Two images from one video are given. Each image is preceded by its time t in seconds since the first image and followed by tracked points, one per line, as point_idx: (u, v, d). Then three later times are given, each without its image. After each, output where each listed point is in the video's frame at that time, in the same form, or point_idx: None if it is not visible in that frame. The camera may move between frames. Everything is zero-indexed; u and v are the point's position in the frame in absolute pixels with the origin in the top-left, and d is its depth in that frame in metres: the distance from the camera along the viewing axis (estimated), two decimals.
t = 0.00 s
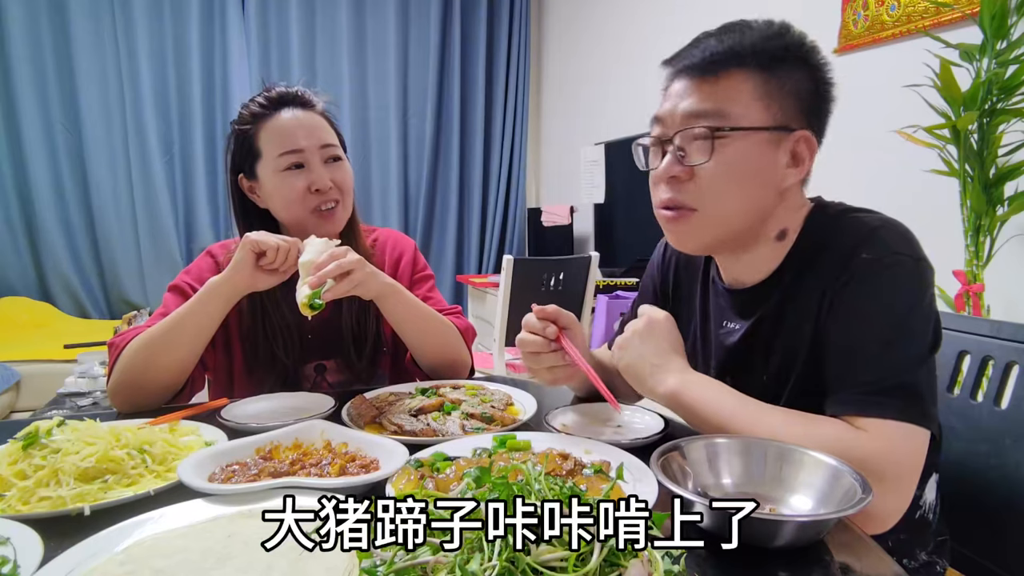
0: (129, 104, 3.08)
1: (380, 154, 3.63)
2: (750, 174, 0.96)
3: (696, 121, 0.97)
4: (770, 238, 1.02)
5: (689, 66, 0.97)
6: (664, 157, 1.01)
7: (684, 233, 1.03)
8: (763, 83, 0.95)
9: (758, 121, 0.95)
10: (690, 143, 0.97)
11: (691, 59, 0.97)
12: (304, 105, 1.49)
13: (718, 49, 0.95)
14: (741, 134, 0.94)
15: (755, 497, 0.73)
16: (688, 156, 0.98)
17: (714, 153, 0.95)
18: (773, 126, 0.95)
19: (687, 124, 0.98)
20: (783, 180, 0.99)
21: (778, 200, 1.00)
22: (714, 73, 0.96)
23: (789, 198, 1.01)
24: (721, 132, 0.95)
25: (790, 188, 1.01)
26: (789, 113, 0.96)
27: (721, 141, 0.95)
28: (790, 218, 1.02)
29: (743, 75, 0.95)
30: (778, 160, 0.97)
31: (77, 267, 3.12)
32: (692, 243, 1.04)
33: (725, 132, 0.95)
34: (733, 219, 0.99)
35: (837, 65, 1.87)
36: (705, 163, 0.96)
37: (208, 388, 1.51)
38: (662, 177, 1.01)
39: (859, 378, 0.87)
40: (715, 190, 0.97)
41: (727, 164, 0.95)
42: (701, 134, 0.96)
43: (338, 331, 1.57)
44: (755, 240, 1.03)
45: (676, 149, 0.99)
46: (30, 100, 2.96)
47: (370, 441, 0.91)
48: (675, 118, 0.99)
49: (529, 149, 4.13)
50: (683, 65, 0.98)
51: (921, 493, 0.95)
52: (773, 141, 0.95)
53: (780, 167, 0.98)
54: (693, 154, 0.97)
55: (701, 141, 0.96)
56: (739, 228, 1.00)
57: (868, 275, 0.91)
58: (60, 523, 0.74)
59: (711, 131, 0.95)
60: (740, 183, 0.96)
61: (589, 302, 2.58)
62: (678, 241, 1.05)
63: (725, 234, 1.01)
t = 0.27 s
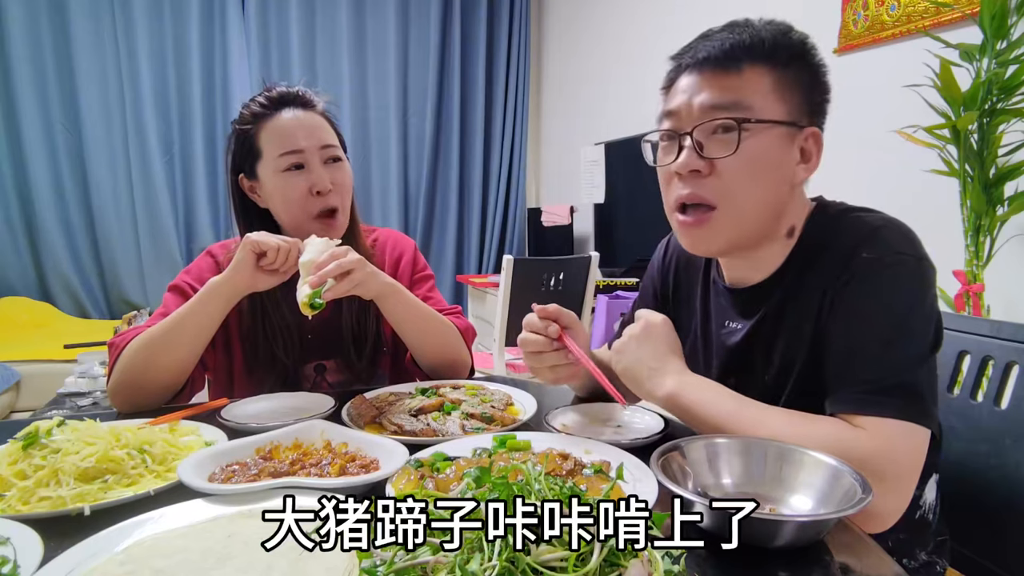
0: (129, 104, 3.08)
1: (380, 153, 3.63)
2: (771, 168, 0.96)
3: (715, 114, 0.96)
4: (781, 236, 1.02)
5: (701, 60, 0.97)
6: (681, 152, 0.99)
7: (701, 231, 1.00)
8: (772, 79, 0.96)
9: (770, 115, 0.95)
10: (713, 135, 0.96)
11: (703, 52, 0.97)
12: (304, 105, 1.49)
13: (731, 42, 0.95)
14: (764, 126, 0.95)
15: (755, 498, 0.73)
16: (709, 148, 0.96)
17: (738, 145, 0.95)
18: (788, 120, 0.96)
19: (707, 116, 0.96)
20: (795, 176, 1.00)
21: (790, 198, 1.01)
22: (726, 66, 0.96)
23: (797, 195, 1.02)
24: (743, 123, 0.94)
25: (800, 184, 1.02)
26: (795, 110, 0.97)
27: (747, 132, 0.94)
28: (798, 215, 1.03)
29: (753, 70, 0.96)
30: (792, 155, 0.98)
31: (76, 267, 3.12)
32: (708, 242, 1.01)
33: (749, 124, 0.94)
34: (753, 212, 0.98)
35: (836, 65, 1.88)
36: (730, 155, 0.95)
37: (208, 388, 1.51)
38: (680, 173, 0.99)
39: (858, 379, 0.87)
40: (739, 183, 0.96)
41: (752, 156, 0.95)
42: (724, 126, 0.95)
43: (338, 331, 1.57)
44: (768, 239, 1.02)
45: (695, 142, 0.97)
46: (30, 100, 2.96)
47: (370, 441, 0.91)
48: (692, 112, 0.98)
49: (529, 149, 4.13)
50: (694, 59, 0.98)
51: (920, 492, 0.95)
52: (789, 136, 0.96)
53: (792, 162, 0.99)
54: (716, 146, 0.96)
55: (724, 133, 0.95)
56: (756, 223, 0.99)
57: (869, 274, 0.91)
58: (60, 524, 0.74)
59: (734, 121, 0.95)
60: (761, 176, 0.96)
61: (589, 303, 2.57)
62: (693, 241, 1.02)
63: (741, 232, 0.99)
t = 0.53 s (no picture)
0: (129, 104, 3.08)
1: (380, 154, 3.63)
2: (779, 164, 0.96)
3: (726, 108, 0.96)
4: (786, 233, 1.02)
5: (710, 54, 0.97)
6: (691, 146, 0.98)
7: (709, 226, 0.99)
8: (778, 75, 0.96)
9: (777, 111, 0.96)
10: (723, 129, 0.96)
11: (712, 47, 0.97)
12: (306, 105, 1.49)
13: (740, 37, 0.95)
14: (775, 120, 0.95)
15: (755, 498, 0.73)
16: (720, 142, 0.96)
17: (749, 139, 0.95)
18: (797, 117, 0.97)
19: (718, 109, 0.96)
20: (799, 174, 1.01)
21: (795, 196, 1.01)
22: (735, 60, 0.96)
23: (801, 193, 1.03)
24: (755, 117, 0.95)
25: (804, 182, 1.02)
26: (800, 107, 0.98)
27: (758, 126, 0.95)
28: (802, 213, 1.03)
29: (761, 65, 0.96)
30: (799, 152, 0.98)
31: (77, 267, 3.12)
32: (715, 238, 1.00)
33: (760, 118, 0.95)
34: (761, 208, 0.97)
35: (836, 65, 1.88)
36: (741, 148, 0.95)
37: (208, 388, 1.51)
38: (689, 166, 0.98)
39: (858, 379, 0.87)
40: (749, 177, 0.96)
41: (762, 151, 0.95)
42: (735, 120, 0.95)
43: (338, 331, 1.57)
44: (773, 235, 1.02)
45: (706, 136, 0.97)
46: (30, 101, 2.96)
47: (370, 441, 0.91)
48: (702, 105, 0.97)
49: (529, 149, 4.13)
50: (703, 53, 0.99)
51: (920, 493, 0.95)
52: (797, 132, 0.97)
53: (799, 159, 0.99)
54: (726, 140, 0.96)
55: (735, 127, 0.95)
56: (764, 219, 0.98)
57: (870, 274, 0.91)
58: (60, 524, 0.74)
59: (746, 115, 0.95)
60: (770, 171, 0.96)
61: (589, 303, 2.57)
62: (701, 237, 1.01)
63: (748, 227, 0.98)
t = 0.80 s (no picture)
0: (129, 104, 3.08)
1: (380, 153, 3.63)
2: (779, 162, 0.96)
3: (727, 107, 0.96)
4: (786, 232, 1.02)
5: (711, 53, 0.97)
6: (692, 144, 0.98)
7: (709, 224, 0.99)
8: (779, 74, 0.96)
9: (778, 110, 0.96)
10: (724, 127, 0.96)
11: (712, 45, 0.97)
12: (307, 105, 1.49)
13: (741, 35, 0.95)
14: (776, 119, 0.95)
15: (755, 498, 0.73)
16: (720, 140, 0.96)
17: (750, 138, 0.95)
18: (798, 116, 0.97)
19: (718, 108, 0.96)
20: (800, 173, 1.01)
21: (795, 194, 1.01)
22: (736, 59, 0.96)
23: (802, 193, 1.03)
24: (756, 116, 0.95)
25: (804, 181, 1.02)
26: (801, 106, 0.98)
27: (758, 125, 0.95)
28: (802, 212, 1.03)
29: (762, 64, 0.96)
30: (800, 151, 0.98)
31: (77, 267, 3.12)
32: (716, 236, 1.00)
33: (761, 117, 0.95)
34: (762, 206, 0.97)
35: (836, 65, 1.88)
36: (742, 147, 0.95)
37: (208, 388, 1.51)
38: (690, 165, 0.98)
39: (858, 380, 0.87)
40: (749, 176, 0.95)
41: (762, 150, 0.95)
42: (735, 118, 0.95)
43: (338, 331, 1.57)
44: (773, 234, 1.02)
45: (707, 134, 0.97)
46: (30, 101, 2.96)
47: (370, 441, 0.91)
48: (703, 104, 0.98)
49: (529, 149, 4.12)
50: (704, 52, 0.99)
51: (920, 493, 0.95)
52: (798, 131, 0.97)
53: (799, 158, 0.99)
54: (726, 139, 0.96)
55: (735, 125, 0.96)
56: (763, 217, 0.98)
57: (870, 274, 0.91)
58: (60, 524, 0.74)
59: (747, 113, 0.95)
60: (771, 170, 0.96)
61: (589, 303, 2.57)
62: (701, 235, 1.01)
63: (748, 226, 0.98)
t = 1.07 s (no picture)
0: (129, 104, 3.08)
1: (380, 153, 3.63)
2: (778, 164, 0.96)
3: (724, 109, 0.96)
4: (784, 233, 1.02)
5: (708, 55, 0.97)
6: (689, 147, 0.98)
7: (708, 226, 0.99)
8: (776, 75, 0.97)
9: (776, 111, 0.96)
10: (721, 130, 0.96)
11: (709, 47, 0.97)
12: (310, 105, 1.49)
13: (737, 37, 0.95)
14: (773, 121, 0.95)
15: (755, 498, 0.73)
16: (718, 142, 0.96)
17: (747, 140, 0.95)
18: (795, 117, 0.97)
19: (716, 111, 0.96)
20: (799, 174, 1.01)
21: (794, 195, 1.01)
22: (732, 61, 0.96)
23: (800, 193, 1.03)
24: (753, 118, 0.95)
25: (803, 182, 1.02)
26: (799, 107, 0.98)
27: (756, 127, 0.95)
28: (801, 212, 1.03)
29: (759, 66, 0.96)
30: (798, 152, 0.98)
31: (77, 267, 3.12)
32: (715, 238, 1.00)
33: (758, 119, 0.95)
34: (760, 208, 0.97)
35: (836, 65, 1.88)
36: (740, 149, 0.95)
37: (208, 388, 1.51)
38: (688, 167, 0.98)
39: (858, 380, 0.87)
40: (748, 177, 0.96)
41: (760, 152, 0.95)
42: (733, 121, 0.95)
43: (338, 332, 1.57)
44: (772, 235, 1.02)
45: (704, 137, 0.97)
46: (30, 101, 2.96)
47: (370, 441, 0.91)
48: (700, 107, 0.98)
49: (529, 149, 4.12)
50: (700, 54, 0.99)
51: (920, 493, 0.95)
52: (796, 132, 0.97)
53: (798, 159, 0.99)
54: (724, 141, 0.96)
55: (733, 128, 0.96)
56: (762, 218, 0.98)
57: (870, 274, 0.91)
58: (60, 524, 0.73)
59: (744, 115, 0.95)
60: (770, 171, 0.96)
61: (589, 303, 2.57)
62: (699, 236, 1.02)
63: (747, 227, 0.98)
